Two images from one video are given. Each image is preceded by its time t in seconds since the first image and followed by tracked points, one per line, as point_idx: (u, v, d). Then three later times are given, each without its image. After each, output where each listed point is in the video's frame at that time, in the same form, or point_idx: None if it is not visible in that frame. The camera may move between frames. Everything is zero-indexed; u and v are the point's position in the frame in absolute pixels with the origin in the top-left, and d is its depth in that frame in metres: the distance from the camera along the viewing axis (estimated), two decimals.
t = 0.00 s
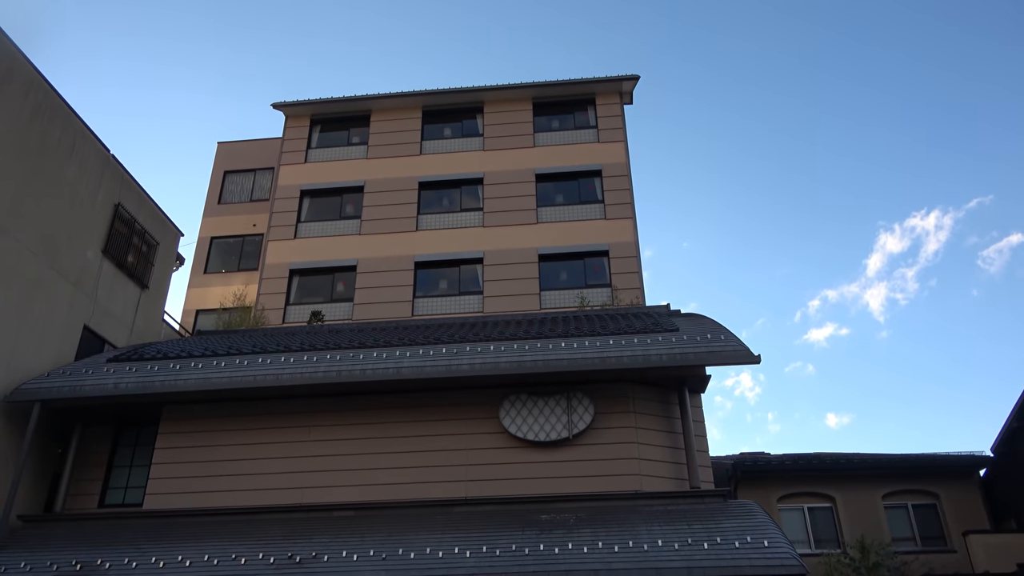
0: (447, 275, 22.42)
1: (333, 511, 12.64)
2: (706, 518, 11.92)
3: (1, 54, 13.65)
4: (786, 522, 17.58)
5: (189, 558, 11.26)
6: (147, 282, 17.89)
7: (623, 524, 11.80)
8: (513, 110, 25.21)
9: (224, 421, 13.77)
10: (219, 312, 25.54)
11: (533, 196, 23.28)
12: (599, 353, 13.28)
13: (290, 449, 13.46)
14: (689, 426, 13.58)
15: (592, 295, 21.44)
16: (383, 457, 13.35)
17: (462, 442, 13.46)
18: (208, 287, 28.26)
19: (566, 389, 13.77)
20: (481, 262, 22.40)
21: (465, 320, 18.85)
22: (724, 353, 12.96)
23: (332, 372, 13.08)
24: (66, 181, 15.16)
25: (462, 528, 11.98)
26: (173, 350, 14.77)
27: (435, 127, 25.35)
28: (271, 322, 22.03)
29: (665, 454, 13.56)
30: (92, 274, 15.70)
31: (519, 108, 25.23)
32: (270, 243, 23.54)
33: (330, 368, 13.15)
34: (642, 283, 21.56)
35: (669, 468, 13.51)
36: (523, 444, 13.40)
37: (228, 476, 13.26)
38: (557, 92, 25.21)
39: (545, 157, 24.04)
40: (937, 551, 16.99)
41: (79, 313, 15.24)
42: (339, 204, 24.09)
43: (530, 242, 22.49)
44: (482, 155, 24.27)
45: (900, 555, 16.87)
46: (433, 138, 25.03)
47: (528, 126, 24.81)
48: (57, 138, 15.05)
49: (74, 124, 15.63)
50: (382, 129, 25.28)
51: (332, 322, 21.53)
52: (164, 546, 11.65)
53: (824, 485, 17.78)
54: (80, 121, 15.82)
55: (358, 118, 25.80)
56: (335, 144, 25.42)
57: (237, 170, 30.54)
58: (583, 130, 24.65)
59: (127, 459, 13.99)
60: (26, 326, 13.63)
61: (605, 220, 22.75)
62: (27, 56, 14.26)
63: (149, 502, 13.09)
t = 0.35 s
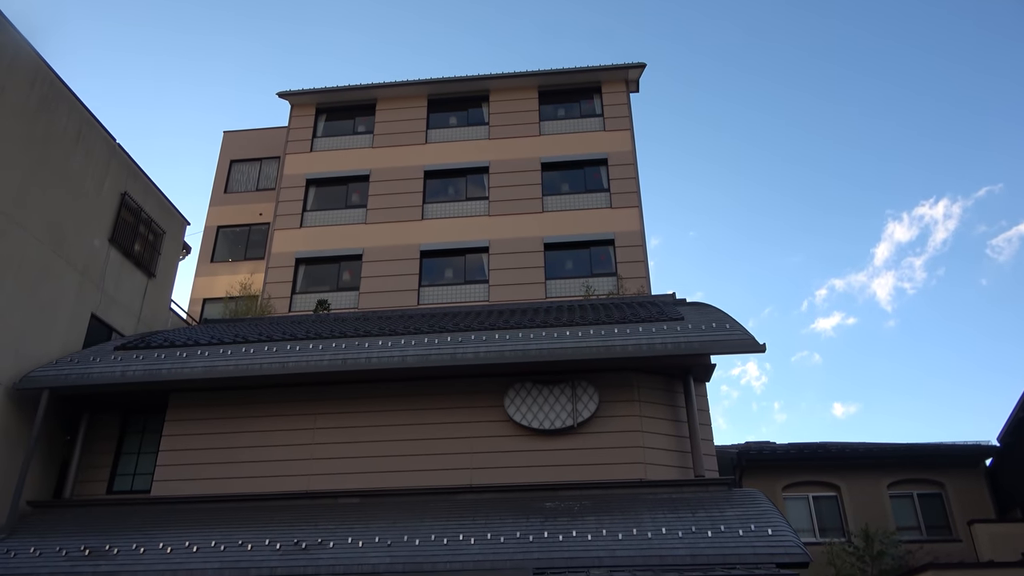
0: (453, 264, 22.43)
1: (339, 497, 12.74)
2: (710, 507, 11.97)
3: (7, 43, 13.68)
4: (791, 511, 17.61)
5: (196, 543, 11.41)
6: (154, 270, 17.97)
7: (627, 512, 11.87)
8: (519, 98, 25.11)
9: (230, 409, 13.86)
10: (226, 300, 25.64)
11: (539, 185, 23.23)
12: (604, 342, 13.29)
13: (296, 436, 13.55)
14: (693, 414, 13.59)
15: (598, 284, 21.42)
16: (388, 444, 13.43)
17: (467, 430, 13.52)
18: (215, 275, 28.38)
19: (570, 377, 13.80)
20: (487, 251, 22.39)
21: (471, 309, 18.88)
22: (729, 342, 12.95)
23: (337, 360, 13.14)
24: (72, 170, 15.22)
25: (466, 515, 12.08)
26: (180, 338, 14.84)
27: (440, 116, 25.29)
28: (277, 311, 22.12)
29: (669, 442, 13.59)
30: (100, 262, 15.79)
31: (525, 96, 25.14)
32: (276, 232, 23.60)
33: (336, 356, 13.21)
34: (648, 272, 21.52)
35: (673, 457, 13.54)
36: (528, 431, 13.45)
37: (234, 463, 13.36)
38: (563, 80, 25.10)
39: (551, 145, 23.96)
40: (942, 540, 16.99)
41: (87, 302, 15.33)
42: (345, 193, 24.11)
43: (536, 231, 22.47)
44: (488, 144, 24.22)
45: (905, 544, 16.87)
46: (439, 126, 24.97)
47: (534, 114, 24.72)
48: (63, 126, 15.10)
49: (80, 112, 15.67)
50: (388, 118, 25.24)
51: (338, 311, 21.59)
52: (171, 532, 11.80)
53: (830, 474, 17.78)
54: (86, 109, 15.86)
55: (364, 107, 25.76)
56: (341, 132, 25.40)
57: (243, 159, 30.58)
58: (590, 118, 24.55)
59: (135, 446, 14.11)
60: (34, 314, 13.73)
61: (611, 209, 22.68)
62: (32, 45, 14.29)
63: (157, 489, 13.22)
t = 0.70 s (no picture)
0: (458, 251, 22.40)
1: (346, 484, 12.81)
2: (714, 492, 12.04)
3: (10, 30, 13.65)
4: (796, 497, 17.62)
5: (204, 529, 11.52)
6: (159, 258, 18.00)
7: (632, 498, 11.94)
8: (524, 83, 24.96)
9: (236, 396, 13.91)
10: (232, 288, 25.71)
11: (544, 171, 23.14)
12: (609, 328, 13.26)
13: (302, 423, 13.60)
14: (699, 400, 13.59)
15: (604, 270, 21.36)
16: (394, 431, 13.47)
17: (472, 417, 13.55)
18: (220, 263, 28.43)
19: (575, 364, 13.80)
20: (492, 237, 22.34)
21: (476, 296, 18.86)
22: (735, 328, 12.92)
23: (343, 347, 13.16)
24: (76, 158, 15.22)
25: (472, 501, 12.15)
26: (186, 326, 14.88)
27: (444, 102, 25.17)
28: (283, 298, 22.16)
29: (675, 428, 13.59)
30: (105, 250, 15.82)
31: (529, 82, 24.98)
32: (281, 219, 23.59)
33: (341, 343, 13.23)
34: (654, 259, 21.46)
35: (679, 443, 13.55)
36: (533, 418, 13.47)
37: (241, 450, 13.43)
38: (568, 66, 24.92)
39: (555, 131, 23.83)
40: (947, 525, 17.01)
41: (93, 290, 15.38)
42: (349, 180, 24.06)
43: (541, 217, 22.40)
44: (492, 130, 24.10)
45: (910, 529, 16.89)
46: (443, 112, 24.86)
47: (539, 100, 24.58)
48: (67, 114, 15.08)
49: (83, 100, 15.64)
50: (392, 104, 25.13)
51: (343, 298, 21.62)
52: (179, 518, 11.91)
53: (835, 460, 17.78)
54: (89, 97, 15.83)
55: (368, 93, 25.65)
56: (344, 119, 25.32)
57: (248, 147, 30.53)
58: (595, 103, 24.40)
59: (143, 433, 14.18)
60: (40, 302, 13.79)
61: (617, 195, 22.59)
62: (35, 32, 14.24)
63: (164, 475, 13.31)
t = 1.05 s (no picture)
0: (462, 242, 22.40)
1: (351, 474, 12.88)
2: (719, 482, 12.11)
3: (13, 23, 13.63)
4: (801, 486, 17.64)
5: (210, 519, 11.60)
6: (164, 250, 18.05)
7: (636, 487, 12.02)
8: (527, 74, 24.87)
9: (242, 387, 13.96)
10: (237, 279, 25.76)
11: (547, 161, 23.08)
12: (613, 319, 13.27)
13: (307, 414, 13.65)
14: (703, 390, 13.60)
15: (608, 261, 21.33)
16: (398, 421, 13.52)
17: (476, 407, 13.58)
18: (225, 255, 28.48)
19: (580, 354, 13.81)
20: (496, 228, 22.33)
21: (480, 287, 18.86)
22: (738, 318, 12.91)
23: (347, 339, 13.18)
24: (80, 151, 15.23)
25: (477, 491, 12.22)
26: (191, 318, 14.92)
27: (448, 92, 25.10)
28: (287, 290, 22.20)
29: (679, 418, 13.61)
30: (110, 243, 15.86)
31: (533, 72, 24.88)
32: (285, 211, 23.62)
33: (345, 335, 13.25)
34: (658, 249, 21.42)
35: (683, 432, 13.57)
36: (537, 408, 13.50)
37: (247, 441, 13.49)
38: (572, 55, 24.81)
39: (559, 121, 23.76)
40: (952, 514, 17.02)
41: (98, 282, 15.43)
42: (353, 171, 24.05)
43: (545, 208, 22.36)
44: (496, 120, 24.03)
45: (915, 518, 16.91)
46: (446, 103, 24.79)
47: (542, 90, 24.49)
48: (70, 107, 15.08)
49: (87, 92, 15.63)
50: (395, 95, 25.07)
51: (348, 290, 21.65)
52: (186, 509, 12.00)
53: (840, 449, 17.78)
54: (93, 90, 15.83)
55: (370, 84, 25.60)
56: (348, 110, 25.28)
57: (251, 138, 30.52)
58: (598, 93, 24.30)
59: (149, 424, 14.24)
60: (45, 295, 13.84)
61: (621, 185, 22.53)
62: (38, 25, 14.22)
63: (171, 466, 13.38)
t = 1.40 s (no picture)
0: (465, 233, 22.38)
1: (355, 464, 12.93)
2: (723, 472, 12.15)
3: (16, 14, 13.60)
4: (805, 477, 17.66)
5: (216, 509, 11.67)
6: (168, 241, 18.07)
7: (640, 477, 12.07)
8: (531, 63, 24.76)
9: (246, 378, 14.00)
10: (241, 270, 25.81)
11: (551, 152, 23.01)
12: (616, 309, 13.26)
13: (311, 404, 13.69)
14: (707, 381, 13.60)
15: (612, 251, 21.28)
16: (402, 412, 13.55)
17: (480, 398, 13.60)
18: (229, 246, 28.52)
19: (583, 345, 13.82)
20: (500, 219, 22.30)
21: (484, 277, 18.85)
22: (743, 308, 12.89)
23: (351, 329, 13.20)
24: (84, 141, 15.23)
25: (480, 481, 12.27)
26: (196, 308, 14.95)
27: (451, 82, 25.01)
28: (291, 281, 22.23)
29: (683, 408, 13.62)
30: (114, 234, 15.88)
31: (537, 61, 24.77)
32: (289, 202, 23.62)
33: (350, 325, 13.26)
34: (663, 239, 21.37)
35: (687, 423, 13.58)
36: (541, 398, 13.51)
37: (251, 431, 13.54)
38: (576, 45, 24.68)
39: (563, 111, 23.67)
40: (955, 505, 17.02)
41: (103, 273, 15.47)
42: (356, 161, 24.02)
43: (548, 198, 22.30)
44: (499, 110, 23.96)
45: (919, 509, 16.92)
46: (450, 93, 24.71)
47: (546, 80, 24.38)
48: (74, 97, 15.07)
49: (90, 83, 15.62)
50: (399, 85, 25.00)
51: (351, 280, 21.66)
52: (191, 498, 12.07)
53: (844, 440, 17.78)
54: (97, 80, 15.81)
55: (374, 74, 25.52)
56: (351, 101, 25.22)
57: (255, 129, 30.48)
58: (602, 83, 24.19)
59: (154, 414, 14.29)
60: (50, 286, 13.88)
61: (624, 175, 22.46)
62: (41, 15, 14.19)
63: (176, 456, 13.44)
